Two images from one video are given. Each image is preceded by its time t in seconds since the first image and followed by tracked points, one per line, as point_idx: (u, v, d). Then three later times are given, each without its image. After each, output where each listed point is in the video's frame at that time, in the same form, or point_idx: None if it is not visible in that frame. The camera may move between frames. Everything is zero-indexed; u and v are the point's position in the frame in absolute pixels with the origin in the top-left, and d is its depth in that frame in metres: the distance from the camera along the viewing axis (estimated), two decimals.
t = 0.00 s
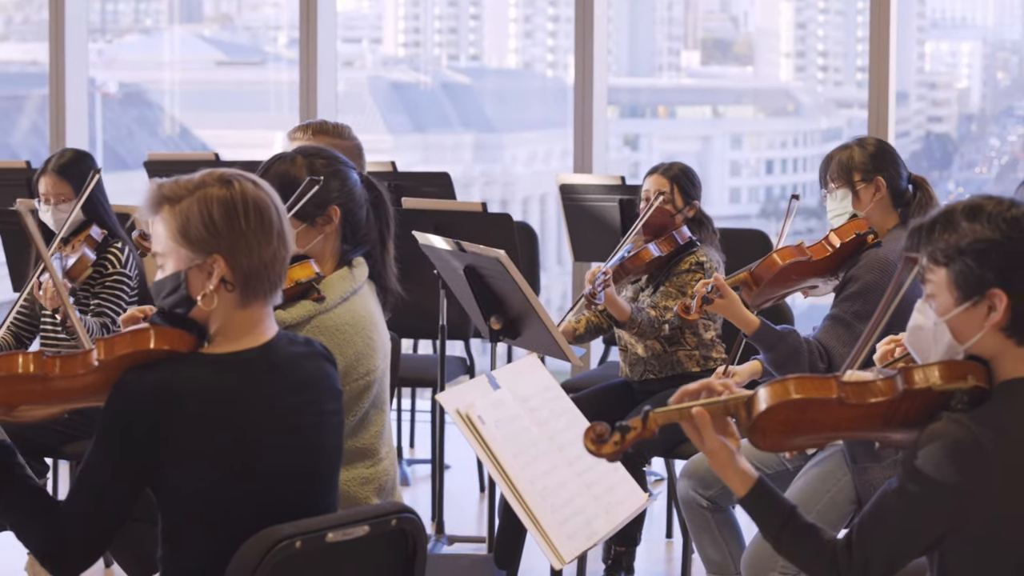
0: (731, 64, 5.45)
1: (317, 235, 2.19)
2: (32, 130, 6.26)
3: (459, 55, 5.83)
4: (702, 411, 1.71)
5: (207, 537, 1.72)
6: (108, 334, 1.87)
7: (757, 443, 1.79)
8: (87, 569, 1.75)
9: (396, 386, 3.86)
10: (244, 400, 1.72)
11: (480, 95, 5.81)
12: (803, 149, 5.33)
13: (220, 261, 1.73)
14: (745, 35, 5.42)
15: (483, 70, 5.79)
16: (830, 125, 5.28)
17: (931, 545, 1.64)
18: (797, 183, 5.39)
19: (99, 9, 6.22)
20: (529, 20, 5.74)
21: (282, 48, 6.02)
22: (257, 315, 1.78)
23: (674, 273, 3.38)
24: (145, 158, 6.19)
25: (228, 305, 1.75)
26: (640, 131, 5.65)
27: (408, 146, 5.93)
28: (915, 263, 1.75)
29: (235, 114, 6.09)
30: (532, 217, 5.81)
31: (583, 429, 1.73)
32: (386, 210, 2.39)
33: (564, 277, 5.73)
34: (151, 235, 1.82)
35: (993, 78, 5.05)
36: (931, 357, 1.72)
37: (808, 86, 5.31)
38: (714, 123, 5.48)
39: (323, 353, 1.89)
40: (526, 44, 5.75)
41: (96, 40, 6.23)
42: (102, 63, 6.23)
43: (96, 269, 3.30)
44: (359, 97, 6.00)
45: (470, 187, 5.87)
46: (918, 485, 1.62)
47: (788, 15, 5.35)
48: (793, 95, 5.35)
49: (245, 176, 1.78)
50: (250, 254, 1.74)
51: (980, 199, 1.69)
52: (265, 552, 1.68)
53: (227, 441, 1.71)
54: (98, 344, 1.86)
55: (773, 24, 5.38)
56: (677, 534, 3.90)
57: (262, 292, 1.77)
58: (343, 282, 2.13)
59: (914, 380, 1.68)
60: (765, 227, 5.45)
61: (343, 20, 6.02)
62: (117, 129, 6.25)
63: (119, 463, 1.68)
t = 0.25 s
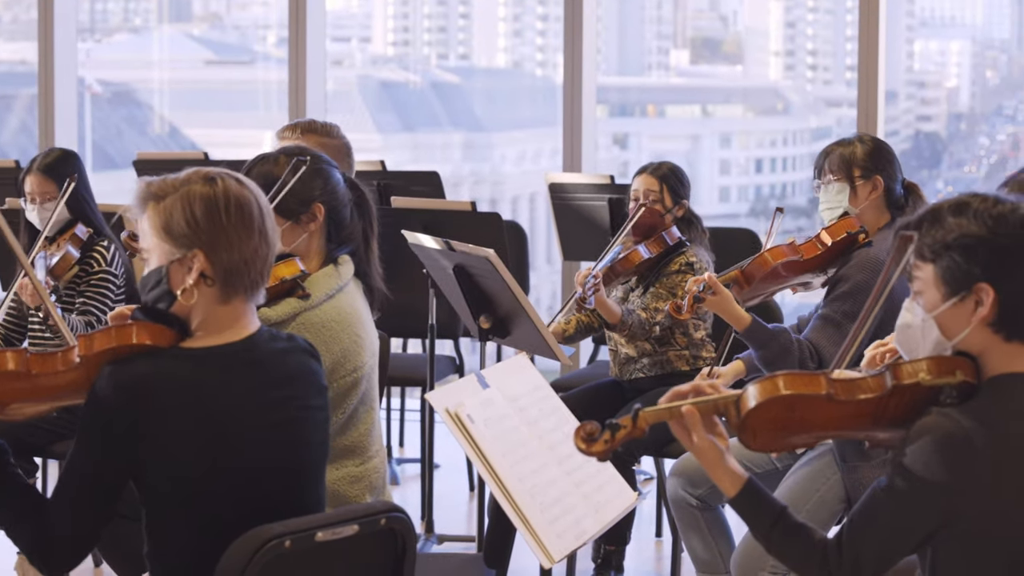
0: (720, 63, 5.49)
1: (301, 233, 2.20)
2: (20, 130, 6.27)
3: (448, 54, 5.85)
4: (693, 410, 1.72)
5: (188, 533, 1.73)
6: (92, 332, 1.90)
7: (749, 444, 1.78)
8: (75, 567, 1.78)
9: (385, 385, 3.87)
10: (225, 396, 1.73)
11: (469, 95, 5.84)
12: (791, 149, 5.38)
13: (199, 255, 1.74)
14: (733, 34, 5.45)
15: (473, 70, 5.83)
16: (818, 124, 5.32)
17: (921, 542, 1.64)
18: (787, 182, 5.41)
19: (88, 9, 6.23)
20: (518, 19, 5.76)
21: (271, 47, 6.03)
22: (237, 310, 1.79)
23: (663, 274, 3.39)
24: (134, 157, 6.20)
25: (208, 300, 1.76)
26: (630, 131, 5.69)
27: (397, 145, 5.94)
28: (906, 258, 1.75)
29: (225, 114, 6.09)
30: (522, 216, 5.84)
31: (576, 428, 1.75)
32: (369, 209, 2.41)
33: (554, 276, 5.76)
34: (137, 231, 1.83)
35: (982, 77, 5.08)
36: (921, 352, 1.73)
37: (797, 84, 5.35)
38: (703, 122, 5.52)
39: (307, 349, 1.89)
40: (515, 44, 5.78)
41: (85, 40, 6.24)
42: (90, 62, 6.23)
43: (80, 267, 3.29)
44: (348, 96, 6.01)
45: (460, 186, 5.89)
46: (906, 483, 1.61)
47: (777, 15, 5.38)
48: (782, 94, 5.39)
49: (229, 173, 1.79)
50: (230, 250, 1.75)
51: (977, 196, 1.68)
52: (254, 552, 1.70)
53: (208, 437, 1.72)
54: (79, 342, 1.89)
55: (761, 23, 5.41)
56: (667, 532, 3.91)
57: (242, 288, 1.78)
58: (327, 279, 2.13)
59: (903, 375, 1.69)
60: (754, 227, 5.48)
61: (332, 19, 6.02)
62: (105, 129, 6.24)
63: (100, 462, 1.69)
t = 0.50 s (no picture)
0: (711, 62, 5.51)
1: (289, 232, 2.21)
2: (12, 129, 6.27)
3: (440, 53, 5.87)
4: (686, 407, 1.71)
5: (176, 525, 1.76)
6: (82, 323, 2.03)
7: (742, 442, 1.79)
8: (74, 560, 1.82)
9: (377, 384, 3.88)
10: (211, 390, 1.76)
11: (461, 94, 5.86)
12: (783, 148, 5.40)
13: (188, 247, 1.77)
14: (725, 32, 5.48)
15: (464, 68, 5.84)
16: (810, 123, 5.34)
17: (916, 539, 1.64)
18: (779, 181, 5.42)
19: (80, 8, 6.23)
20: (509, 18, 5.77)
21: (263, 46, 6.03)
22: (225, 306, 1.81)
23: (656, 275, 3.38)
24: (126, 156, 6.21)
25: (197, 293, 1.80)
26: (621, 130, 5.71)
27: (388, 144, 5.96)
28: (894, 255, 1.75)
29: (216, 113, 6.10)
30: (513, 215, 5.85)
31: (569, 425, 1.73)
32: (357, 209, 2.42)
33: (546, 275, 5.78)
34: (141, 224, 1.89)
35: (973, 76, 5.09)
36: (913, 349, 1.72)
37: (789, 83, 5.38)
38: (694, 121, 5.55)
39: (296, 343, 1.91)
40: (507, 43, 5.78)
41: (76, 39, 6.24)
42: (81, 62, 6.24)
43: (69, 266, 3.31)
44: (340, 95, 6.02)
45: (451, 185, 5.89)
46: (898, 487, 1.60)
47: (768, 14, 5.40)
48: (773, 93, 5.41)
49: (227, 171, 1.82)
50: (219, 245, 1.78)
51: (970, 193, 1.68)
52: (246, 550, 1.73)
53: (194, 430, 1.75)
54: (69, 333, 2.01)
55: (753, 22, 5.43)
56: (658, 531, 3.93)
57: (230, 284, 1.80)
58: (315, 276, 2.15)
59: (894, 371, 1.70)
60: (745, 225, 5.51)
61: (324, 18, 6.02)
62: (97, 127, 6.25)
63: (88, 460, 1.73)
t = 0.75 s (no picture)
0: (701, 61, 5.55)
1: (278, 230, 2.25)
2: (2, 129, 6.27)
3: (430, 52, 5.90)
4: (681, 398, 1.71)
5: (166, 518, 1.78)
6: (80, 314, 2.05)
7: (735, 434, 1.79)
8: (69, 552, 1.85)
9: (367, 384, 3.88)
10: (202, 385, 1.77)
11: (451, 92, 5.88)
12: (773, 147, 5.43)
13: (189, 238, 1.80)
14: (715, 31, 5.52)
15: (454, 67, 5.87)
16: (801, 122, 5.37)
17: (907, 532, 1.65)
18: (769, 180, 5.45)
19: (69, 7, 6.22)
20: (500, 17, 5.82)
21: (253, 45, 6.04)
22: (221, 300, 1.83)
23: (647, 274, 3.38)
24: (116, 156, 6.20)
25: (195, 284, 1.82)
26: (612, 129, 5.75)
27: (378, 143, 5.97)
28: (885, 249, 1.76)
29: (207, 112, 6.11)
30: (504, 214, 5.87)
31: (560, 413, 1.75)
32: (344, 208, 2.49)
33: (536, 274, 5.80)
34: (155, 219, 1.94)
35: (964, 75, 5.14)
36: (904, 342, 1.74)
37: (779, 82, 5.42)
38: (684, 120, 5.59)
39: (292, 342, 1.93)
40: (497, 42, 5.83)
41: (66, 38, 6.23)
42: (72, 61, 6.23)
43: (58, 265, 3.31)
44: (330, 94, 6.04)
45: (441, 184, 5.90)
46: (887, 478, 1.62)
47: (759, 13, 5.45)
48: (764, 92, 5.45)
49: (238, 170, 1.86)
50: (219, 238, 1.81)
51: (961, 190, 1.68)
52: (236, 549, 1.74)
53: (184, 425, 1.76)
54: (65, 322, 2.03)
55: (743, 21, 5.48)
56: (649, 531, 3.95)
57: (228, 278, 1.82)
58: (303, 274, 2.18)
59: (884, 363, 1.72)
60: (735, 224, 5.57)
61: (314, 17, 6.05)
62: (88, 126, 6.25)
63: (81, 454, 1.75)
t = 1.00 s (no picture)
0: (692, 60, 5.56)
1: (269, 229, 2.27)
2: None
3: (421, 51, 5.90)
4: (673, 385, 1.82)
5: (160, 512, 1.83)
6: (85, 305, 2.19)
7: (731, 426, 1.88)
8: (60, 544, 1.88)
9: (358, 383, 3.89)
10: (203, 382, 1.84)
11: (441, 92, 5.88)
12: (765, 146, 5.44)
13: (191, 235, 1.88)
14: (706, 31, 5.53)
15: (444, 67, 5.87)
16: (791, 121, 5.38)
17: (896, 524, 1.70)
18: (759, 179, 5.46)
19: (61, 6, 6.22)
20: (491, 16, 5.82)
21: (243, 45, 6.06)
22: (221, 296, 1.91)
23: (639, 271, 3.40)
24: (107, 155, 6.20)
25: (196, 280, 1.91)
26: (603, 129, 5.75)
27: (369, 143, 5.98)
28: (883, 247, 1.84)
29: (198, 111, 6.12)
30: (495, 213, 5.88)
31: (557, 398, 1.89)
32: (336, 208, 2.50)
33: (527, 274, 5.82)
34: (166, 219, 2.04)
35: (954, 74, 5.15)
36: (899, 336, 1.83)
37: (770, 82, 5.42)
38: (675, 119, 5.60)
39: (293, 345, 2.00)
40: (488, 41, 5.83)
41: (58, 38, 6.23)
42: (63, 61, 6.23)
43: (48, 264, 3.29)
44: (320, 93, 6.04)
45: (432, 184, 5.91)
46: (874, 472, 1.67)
47: (750, 12, 5.46)
48: (755, 92, 5.45)
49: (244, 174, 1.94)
50: (219, 236, 1.89)
51: (959, 188, 1.76)
52: (226, 550, 1.75)
53: (183, 420, 1.82)
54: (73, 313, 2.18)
55: (734, 20, 5.49)
56: (639, 530, 3.97)
57: (227, 275, 1.90)
58: (292, 271, 2.24)
59: (878, 354, 1.81)
60: (726, 223, 5.57)
61: (305, 17, 6.04)
62: (78, 126, 6.23)
63: (77, 444, 1.79)
